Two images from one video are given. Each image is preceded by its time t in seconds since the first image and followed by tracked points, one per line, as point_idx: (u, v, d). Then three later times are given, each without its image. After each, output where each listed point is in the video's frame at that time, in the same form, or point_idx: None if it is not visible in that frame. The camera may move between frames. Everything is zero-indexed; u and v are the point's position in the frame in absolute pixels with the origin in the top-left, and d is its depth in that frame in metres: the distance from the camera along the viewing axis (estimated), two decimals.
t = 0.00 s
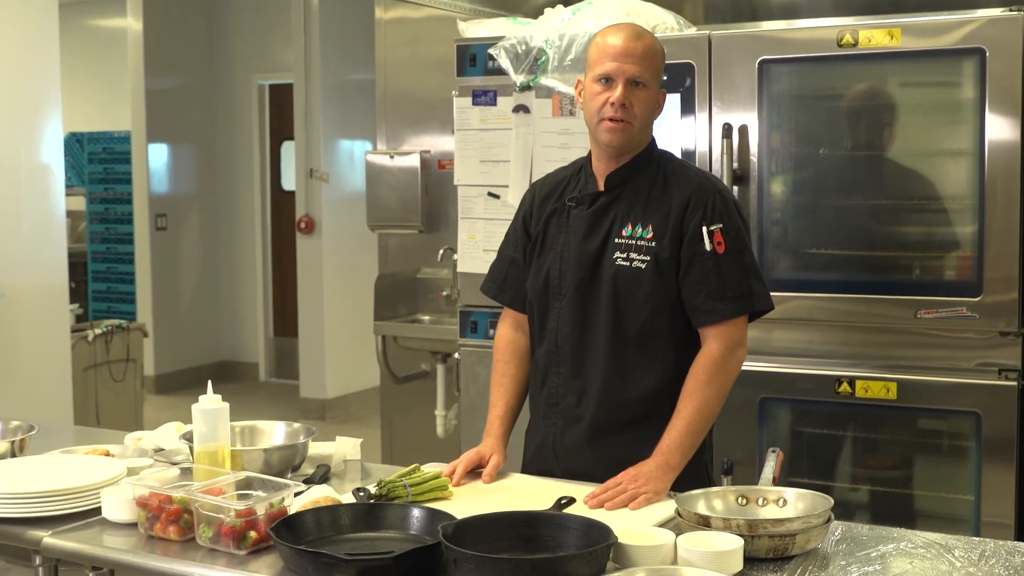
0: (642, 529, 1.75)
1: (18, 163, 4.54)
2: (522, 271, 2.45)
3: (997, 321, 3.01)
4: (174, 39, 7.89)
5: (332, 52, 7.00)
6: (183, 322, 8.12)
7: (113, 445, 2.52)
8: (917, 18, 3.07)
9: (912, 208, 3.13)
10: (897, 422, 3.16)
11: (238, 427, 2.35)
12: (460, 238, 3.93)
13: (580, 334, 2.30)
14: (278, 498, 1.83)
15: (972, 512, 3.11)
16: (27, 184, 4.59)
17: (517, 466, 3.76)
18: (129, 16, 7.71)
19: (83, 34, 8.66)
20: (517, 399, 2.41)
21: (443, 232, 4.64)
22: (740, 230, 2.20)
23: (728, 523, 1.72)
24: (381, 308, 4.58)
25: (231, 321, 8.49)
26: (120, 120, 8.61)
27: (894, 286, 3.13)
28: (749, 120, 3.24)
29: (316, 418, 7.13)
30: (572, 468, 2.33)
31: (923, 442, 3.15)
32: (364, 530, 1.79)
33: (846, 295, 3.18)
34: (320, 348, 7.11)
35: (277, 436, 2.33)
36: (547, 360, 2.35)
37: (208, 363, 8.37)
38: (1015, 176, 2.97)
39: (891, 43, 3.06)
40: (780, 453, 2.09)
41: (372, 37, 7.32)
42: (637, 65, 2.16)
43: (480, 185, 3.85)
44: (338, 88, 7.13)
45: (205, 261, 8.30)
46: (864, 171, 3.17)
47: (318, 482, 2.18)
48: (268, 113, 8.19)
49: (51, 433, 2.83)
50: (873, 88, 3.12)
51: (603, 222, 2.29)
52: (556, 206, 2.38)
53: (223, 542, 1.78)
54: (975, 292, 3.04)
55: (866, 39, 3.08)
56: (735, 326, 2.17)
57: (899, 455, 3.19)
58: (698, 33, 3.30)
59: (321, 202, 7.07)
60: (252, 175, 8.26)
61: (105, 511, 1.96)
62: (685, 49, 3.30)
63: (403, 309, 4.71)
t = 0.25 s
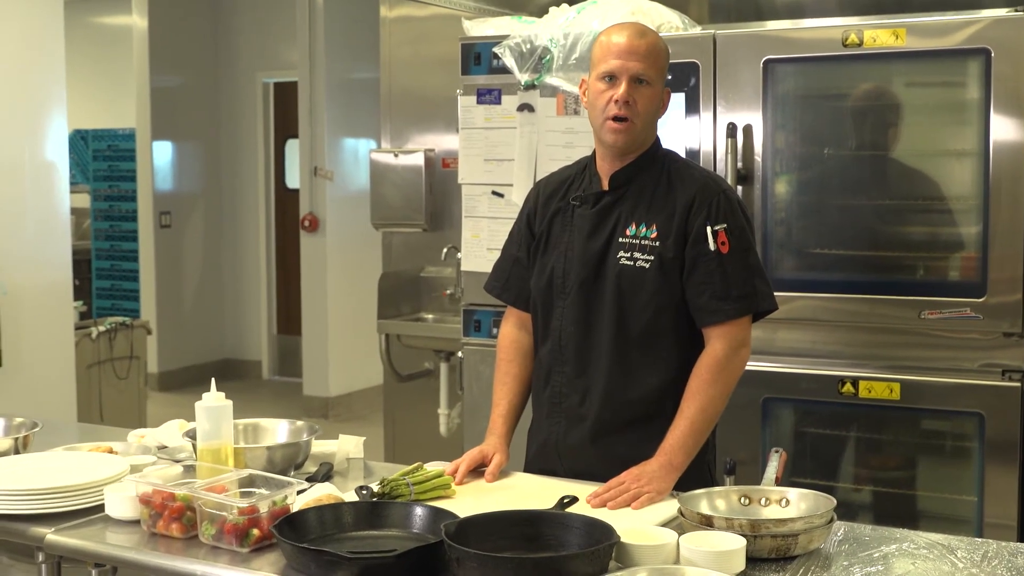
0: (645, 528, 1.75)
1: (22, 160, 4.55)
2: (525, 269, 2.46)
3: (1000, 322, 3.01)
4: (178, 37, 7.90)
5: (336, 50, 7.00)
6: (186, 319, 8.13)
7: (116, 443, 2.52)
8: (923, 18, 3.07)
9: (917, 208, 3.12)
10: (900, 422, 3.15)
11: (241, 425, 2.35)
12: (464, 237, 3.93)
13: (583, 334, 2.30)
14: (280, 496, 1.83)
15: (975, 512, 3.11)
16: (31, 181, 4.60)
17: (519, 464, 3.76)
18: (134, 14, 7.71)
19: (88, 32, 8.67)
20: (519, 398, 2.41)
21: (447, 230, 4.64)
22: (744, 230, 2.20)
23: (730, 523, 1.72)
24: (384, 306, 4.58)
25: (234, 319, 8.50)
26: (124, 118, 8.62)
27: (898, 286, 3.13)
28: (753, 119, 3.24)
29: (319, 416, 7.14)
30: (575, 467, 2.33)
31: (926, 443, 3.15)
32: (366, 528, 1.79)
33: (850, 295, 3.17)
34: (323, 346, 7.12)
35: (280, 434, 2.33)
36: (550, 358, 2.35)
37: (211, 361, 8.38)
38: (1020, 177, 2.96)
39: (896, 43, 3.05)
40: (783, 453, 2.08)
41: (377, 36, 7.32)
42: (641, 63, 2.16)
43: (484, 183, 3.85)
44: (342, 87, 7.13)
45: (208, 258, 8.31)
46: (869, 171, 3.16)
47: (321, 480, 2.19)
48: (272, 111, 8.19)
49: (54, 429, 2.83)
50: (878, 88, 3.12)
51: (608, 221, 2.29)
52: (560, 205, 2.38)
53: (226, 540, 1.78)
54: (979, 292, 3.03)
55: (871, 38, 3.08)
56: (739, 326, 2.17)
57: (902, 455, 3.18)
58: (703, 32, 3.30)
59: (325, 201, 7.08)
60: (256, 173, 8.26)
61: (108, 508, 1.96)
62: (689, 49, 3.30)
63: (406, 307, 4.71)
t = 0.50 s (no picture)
0: (644, 530, 1.75)
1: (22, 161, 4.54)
2: (524, 271, 2.46)
3: (999, 325, 3.01)
4: (178, 39, 7.90)
5: (336, 52, 7.00)
6: (186, 320, 8.13)
7: (115, 444, 2.52)
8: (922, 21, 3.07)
9: (916, 211, 3.12)
10: (899, 424, 3.15)
11: (240, 427, 2.35)
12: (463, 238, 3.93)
13: (582, 336, 2.30)
14: (279, 497, 1.84)
15: (974, 515, 3.11)
16: (31, 183, 4.60)
17: (518, 466, 3.76)
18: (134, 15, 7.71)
19: (89, 33, 8.67)
20: (519, 400, 2.41)
21: (446, 232, 4.64)
22: (744, 232, 2.20)
23: (728, 525, 1.72)
24: (384, 307, 4.58)
25: (234, 321, 8.50)
26: (123, 119, 8.62)
27: (897, 289, 3.13)
28: (753, 122, 3.24)
29: (318, 418, 7.13)
30: (574, 469, 2.32)
31: (926, 445, 3.15)
32: (365, 530, 1.79)
33: (849, 298, 3.17)
34: (323, 347, 7.12)
35: (279, 435, 2.33)
36: (549, 360, 2.35)
37: (211, 362, 8.38)
38: (1019, 180, 2.96)
39: (895, 45, 3.05)
40: (782, 455, 2.09)
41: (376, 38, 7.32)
42: (640, 65, 2.16)
43: (483, 185, 3.85)
44: (342, 88, 7.13)
45: (208, 259, 8.31)
46: (868, 173, 3.16)
47: (319, 481, 2.19)
48: (272, 112, 8.19)
49: (52, 431, 2.83)
50: (878, 90, 3.12)
51: (607, 223, 2.30)
52: (559, 207, 2.38)
53: (225, 542, 1.78)
54: (978, 294, 3.04)
55: (871, 41, 3.08)
56: (738, 329, 2.17)
57: (902, 458, 3.19)
58: (703, 35, 3.30)
59: (325, 202, 7.08)
60: (256, 174, 8.27)
61: (107, 509, 1.96)
62: (689, 51, 3.31)
63: (406, 309, 4.71)
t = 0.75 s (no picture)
0: (643, 523, 1.75)
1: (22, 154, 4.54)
2: (525, 264, 2.46)
3: (1000, 319, 3.01)
4: (179, 32, 7.90)
5: (337, 46, 7.00)
6: (186, 313, 8.13)
7: (116, 437, 2.52)
8: (923, 14, 3.06)
9: (917, 205, 3.12)
10: (900, 418, 3.15)
11: (240, 419, 2.35)
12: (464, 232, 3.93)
13: (583, 329, 2.30)
14: (279, 490, 1.84)
15: (975, 508, 3.11)
16: (31, 176, 4.60)
17: (519, 460, 3.76)
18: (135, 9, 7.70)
19: (89, 27, 8.66)
20: (519, 393, 2.41)
21: (447, 226, 4.64)
22: (745, 226, 2.19)
23: (728, 518, 1.72)
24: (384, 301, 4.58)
25: (234, 314, 8.50)
26: (124, 113, 8.61)
27: (898, 282, 3.13)
28: (754, 116, 3.24)
29: (319, 411, 7.14)
30: (574, 462, 2.33)
31: (926, 439, 3.15)
32: (366, 522, 1.79)
33: (850, 291, 3.17)
34: (324, 341, 7.12)
35: (279, 428, 2.33)
36: (550, 354, 2.35)
37: (211, 355, 8.39)
38: (1020, 174, 2.96)
39: (897, 39, 3.05)
40: (783, 448, 2.08)
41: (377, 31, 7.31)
42: (639, 59, 2.16)
43: (484, 179, 3.84)
44: (343, 82, 7.13)
45: (209, 252, 8.31)
46: (869, 167, 3.16)
47: (320, 474, 2.19)
48: (272, 106, 8.19)
49: (53, 424, 2.83)
50: (879, 84, 3.11)
51: (608, 217, 2.29)
52: (560, 200, 2.38)
53: (225, 534, 1.78)
54: (979, 288, 3.03)
55: (871, 35, 3.07)
56: (738, 322, 2.17)
57: (902, 451, 3.19)
58: (704, 28, 3.30)
59: (326, 196, 7.08)
60: (257, 168, 8.26)
61: (108, 502, 1.96)
62: (690, 45, 3.30)
63: (407, 303, 4.71)
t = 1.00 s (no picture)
0: (643, 526, 1.75)
1: (21, 157, 4.54)
2: (524, 266, 2.45)
3: (999, 319, 3.01)
4: (178, 36, 7.90)
5: (336, 49, 7.00)
6: (186, 317, 8.13)
7: (115, 441, 2.52)
8: (921, 15, 3.06)
9: (916, 205, 3.12)
10: (900, 419, 3.15)
11: (239, 423, 2.35)
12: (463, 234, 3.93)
13: (583, 331, 2.29)
14: (278, 494, 1.83)
15: (974, 510, 3.11)
16: (30, 180, 4.60)
17: (518, 462, 3.76)
18: (133, 12, 7.70)
19: (88, 30, 8.66)
20: (518, 396, 2.41)
21: (446, 228, 4.64)
22: (744, 228, 2.20)
23: (728, 520, 1.72)
24: (383, 304, 4.58)
25: (234, 318, 8.50)
26: (123, 116, 8.61)
27: (897, 283, 3.13)
28: (752, 117, 3.24)
29: (318, 414, 7.13)
30: (572, 464, 2.32)
31: (926, 440, 3.15)
32: (364, 526, 1.79)
33: (849, 292, 3.17)
34: (323, 344, 7.11)
35: (278, 432, 2.33)
36: (549, 355, 2.35)
37: (211, 359, 8.38)
38: (1018, 174, 2.96)
39: (894, 40, 3.05)
40: (782, 450, 2.08)
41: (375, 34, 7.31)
42: (627, 63, 2.15)
43: (482, 181, 3.85)
44: (342, 84, 7.13)
45: (208, 255, 8.31)
46: (868, 168, 3.16)
47: (319, 478, 2.19)
48: (271, 109, 8.19)
49: (52, 428, 2.83)
50: (877, 85, 3.11)
51: (608, 218, 2.29)
52: (559, 202, 2.37)
53: (223, 538, 1.78)
54: (978, 289, 3.03)
55: (869, 35, 3.07)
56: (738, 325, 2.17)
57: (902, 452, 3.18)
58: (702, 29, 3.30)
59: (325, 198, 7.07)
60: (256, 171, 8.26)
61: (107, 506, 1.96)
62: (688, 46, 3.30)
63: (406, 306, 4.71)
